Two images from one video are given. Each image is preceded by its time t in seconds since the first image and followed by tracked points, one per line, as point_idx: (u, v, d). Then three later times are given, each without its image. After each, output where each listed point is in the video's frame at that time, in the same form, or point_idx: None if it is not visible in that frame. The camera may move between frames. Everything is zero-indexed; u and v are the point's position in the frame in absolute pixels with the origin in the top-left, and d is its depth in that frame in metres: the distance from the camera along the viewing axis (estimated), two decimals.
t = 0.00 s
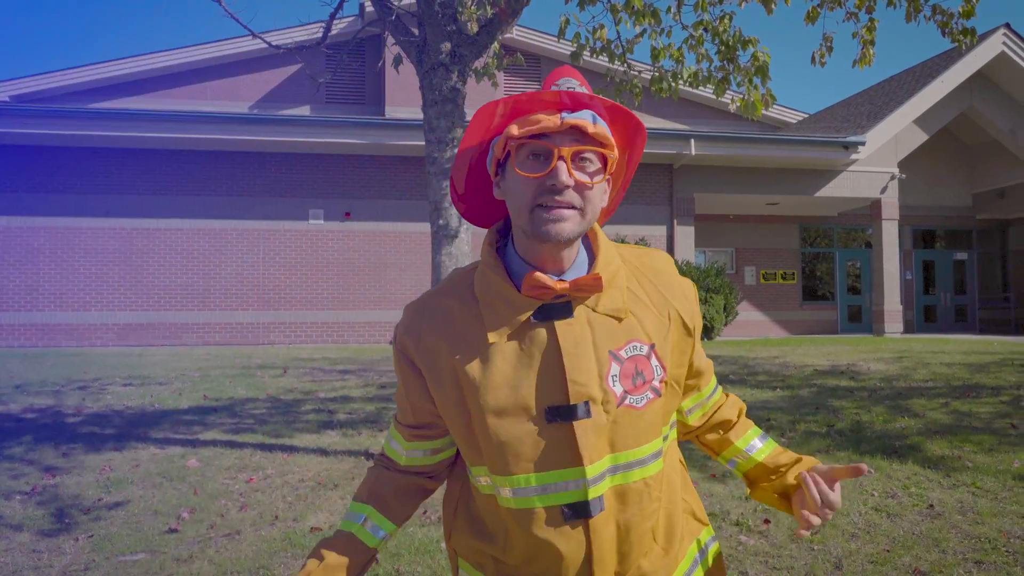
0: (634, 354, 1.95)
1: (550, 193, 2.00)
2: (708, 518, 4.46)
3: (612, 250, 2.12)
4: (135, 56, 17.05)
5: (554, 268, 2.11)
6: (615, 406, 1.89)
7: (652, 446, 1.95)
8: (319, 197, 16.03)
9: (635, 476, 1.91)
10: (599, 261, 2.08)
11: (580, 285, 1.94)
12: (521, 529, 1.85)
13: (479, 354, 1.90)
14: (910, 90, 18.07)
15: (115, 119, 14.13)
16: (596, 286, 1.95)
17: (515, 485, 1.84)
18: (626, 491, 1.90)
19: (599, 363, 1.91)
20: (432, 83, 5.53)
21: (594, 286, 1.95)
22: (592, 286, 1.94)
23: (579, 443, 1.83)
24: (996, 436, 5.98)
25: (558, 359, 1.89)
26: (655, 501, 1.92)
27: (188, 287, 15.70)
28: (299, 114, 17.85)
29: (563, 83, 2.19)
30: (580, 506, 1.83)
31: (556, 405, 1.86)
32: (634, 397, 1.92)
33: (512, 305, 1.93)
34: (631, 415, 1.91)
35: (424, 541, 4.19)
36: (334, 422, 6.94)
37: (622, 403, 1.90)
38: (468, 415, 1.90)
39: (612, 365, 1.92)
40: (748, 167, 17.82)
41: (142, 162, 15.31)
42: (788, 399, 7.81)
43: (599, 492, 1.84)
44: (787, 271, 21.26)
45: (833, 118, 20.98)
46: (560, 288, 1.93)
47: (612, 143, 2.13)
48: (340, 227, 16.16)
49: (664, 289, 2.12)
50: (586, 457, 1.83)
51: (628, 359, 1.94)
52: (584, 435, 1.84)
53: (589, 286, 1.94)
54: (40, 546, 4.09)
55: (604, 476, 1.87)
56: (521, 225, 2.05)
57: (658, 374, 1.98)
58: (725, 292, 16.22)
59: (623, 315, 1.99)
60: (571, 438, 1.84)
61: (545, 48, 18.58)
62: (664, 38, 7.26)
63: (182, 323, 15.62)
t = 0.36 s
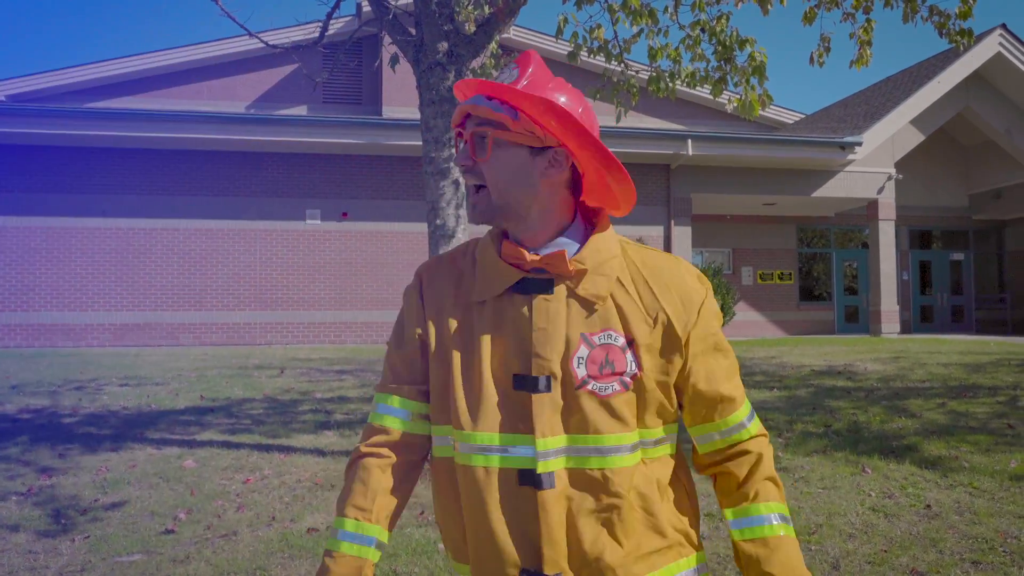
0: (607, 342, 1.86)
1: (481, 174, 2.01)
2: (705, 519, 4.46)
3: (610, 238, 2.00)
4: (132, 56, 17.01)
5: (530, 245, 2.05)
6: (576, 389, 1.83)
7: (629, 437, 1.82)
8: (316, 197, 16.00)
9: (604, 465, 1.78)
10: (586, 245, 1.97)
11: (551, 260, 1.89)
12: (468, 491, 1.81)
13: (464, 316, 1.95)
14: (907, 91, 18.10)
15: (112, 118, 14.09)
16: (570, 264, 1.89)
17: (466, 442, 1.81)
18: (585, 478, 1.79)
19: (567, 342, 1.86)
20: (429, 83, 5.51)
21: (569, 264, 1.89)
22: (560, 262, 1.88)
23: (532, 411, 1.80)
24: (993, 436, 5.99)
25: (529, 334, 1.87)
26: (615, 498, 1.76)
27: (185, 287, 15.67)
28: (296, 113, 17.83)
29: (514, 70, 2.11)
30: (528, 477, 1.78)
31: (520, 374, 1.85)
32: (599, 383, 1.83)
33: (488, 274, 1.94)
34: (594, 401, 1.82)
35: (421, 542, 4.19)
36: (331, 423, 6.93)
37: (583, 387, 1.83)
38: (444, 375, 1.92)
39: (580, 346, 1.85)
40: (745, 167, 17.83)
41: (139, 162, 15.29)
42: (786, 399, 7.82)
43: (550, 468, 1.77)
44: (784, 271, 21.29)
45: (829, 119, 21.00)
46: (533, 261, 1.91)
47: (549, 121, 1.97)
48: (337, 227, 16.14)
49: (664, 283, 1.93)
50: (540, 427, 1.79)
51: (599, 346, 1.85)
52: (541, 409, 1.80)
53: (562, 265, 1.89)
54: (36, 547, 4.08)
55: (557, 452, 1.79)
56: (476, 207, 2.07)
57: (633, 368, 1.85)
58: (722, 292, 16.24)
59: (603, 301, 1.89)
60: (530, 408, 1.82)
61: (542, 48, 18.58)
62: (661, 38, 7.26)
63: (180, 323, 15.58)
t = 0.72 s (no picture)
0: (607, 340, 1.59)
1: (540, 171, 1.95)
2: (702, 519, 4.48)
3: (660, 248, 1.68)
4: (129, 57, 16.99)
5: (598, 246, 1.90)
6: (566, 374, 1.62)
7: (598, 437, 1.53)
8: (313, 198, 16.00)
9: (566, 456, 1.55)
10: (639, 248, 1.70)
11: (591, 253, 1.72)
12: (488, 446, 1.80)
13: (535, 296, 1.91)
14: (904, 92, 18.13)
15: (109, 120, 14.09)
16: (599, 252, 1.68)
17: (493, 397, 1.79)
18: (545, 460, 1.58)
19: (576, 330, 1.66)
20: (427, 85, 5.51)
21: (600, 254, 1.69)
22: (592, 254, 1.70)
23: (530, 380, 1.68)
24: (989, 437, 6.01)
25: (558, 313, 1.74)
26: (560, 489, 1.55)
27: (183, 288, 15.66)
28: (294, 114, 17.84)
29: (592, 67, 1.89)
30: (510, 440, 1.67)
31: (542, 349, 1.72)
32: (585, 375, 1.59)
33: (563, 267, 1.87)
34: (575, 391, 1.58)
35: (418, 543, 4.20)
36: (329, 424, 6.93)
37: (572, 373, 1.61)
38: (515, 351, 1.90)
39: (585, 337, 1.63)
40: (742, 169, 17.85)
41: (137, 164, 15.29)
42: (782, 400, 7.84)
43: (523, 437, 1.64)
44: (781, 272, 21.31)
45: (827, 120, 21.02)
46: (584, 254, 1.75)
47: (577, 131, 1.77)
48: (335, 228, 16.14)
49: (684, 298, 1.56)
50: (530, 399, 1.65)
51: (599, 341, 1.60)
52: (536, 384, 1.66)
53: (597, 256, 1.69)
54: (34, 549, 4.08)
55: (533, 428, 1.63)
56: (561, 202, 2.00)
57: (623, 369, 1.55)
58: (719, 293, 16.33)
59: (624, 302, 1.62)
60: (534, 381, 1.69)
61: (540, 49, 18.60)
62: (658, 40, 7.27)
63: (177, 324, 15.57)
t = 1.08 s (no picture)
0: (628, 332, 1.79)
1: (603, 182, 2.00)
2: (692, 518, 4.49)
3: (681, 243, 1.89)
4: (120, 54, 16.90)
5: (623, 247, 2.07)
6: (591, 369, 1.81)
7: (619, 426, 1.72)
8: (305, 197, 15.96)
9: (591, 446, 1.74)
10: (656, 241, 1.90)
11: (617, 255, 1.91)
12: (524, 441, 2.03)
13: (555, 297, 2.12)
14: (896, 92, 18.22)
15: (100, 118, 14.01)
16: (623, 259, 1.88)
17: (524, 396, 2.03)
18: (569, 453, 1.79)
19: (598, 326, 1.86)
20: (420, 84, 5.52)
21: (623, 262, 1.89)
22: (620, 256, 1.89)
23: (553, 381, 1.89)
24: (979, 436, 6.05)
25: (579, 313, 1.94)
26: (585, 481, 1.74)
27: (175, 286, 15.60)
28: (287, 113, 17.80)
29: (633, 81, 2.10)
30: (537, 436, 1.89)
31: (565, 348, 1.91)
32: (608, 368, 1.77)
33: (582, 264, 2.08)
34: (597, 382, 1.78)
35: (410, 542, 4.20)
36: (321, 423, 6.93)
37: (596, 367, 1.80)
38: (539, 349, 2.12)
39: (607, 332, 1.83)
40: (735, 168, 17.90)
41: (128, 162, 15.22)
42: (774, 399, 7.86)
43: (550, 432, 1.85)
44: (774, 272, 21.38)
45: (819, 120, 21.12)
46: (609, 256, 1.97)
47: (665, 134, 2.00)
48: (327, 227, 16.11)
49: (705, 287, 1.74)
50: (557, 395, 1.86)
51: (621, 334, 1.80)
52: (560, 378, 1.87)
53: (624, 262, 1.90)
54: (25, 548, 4.06)
55: (560, 424, 1.83)
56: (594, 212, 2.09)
57: (644, 358, 1.73)
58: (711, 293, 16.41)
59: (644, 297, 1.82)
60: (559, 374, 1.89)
61: (533, 49, 18.61)
62: (650, 40, 7.29)
63: (168, 323, 15.52)
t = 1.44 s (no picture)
0: (596, 325, 1.86)
1: (575, 178, 2.04)
2: (692, 520, 4.49)
3: (632, 237, 2.01)
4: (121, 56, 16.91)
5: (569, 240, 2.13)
6: (559, 362, 1.85)
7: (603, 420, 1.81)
8: (305, 197, 15.97)
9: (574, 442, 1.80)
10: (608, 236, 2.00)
11: (574, 248, 1.94)
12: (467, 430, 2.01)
13: (491, 284, 2.07)
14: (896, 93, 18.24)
15: (102, 119, 14.03)
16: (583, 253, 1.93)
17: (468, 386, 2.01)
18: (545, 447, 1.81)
19: (560, 319, 1.89)
20: (420, 86, 5.53)
21: (581, 255, 1.94)
22: (581, 251, 1.93)
23: (514, 374, 1.89)
24: (979, 437, 6.05)
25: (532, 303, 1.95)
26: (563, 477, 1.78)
27: (175, 287, 15.61)
28: (288, 114, 17.80)
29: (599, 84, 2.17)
30: (498, 427, 1.89)
31: (521, 340, 1.93)
32: (580, 362, 1.83)
33: (524, 251, 2.07)
34: (569, 376, 1.83)
35: (410, 543, 4.20)
36: (322, 424, 6.93)
37: (565, 361, 1.85)
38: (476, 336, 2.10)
39: (571, 325, 1.87)
40: (735, 169, 17.90)
41: (130, 163, 15.25)
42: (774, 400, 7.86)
43: (514, 425, 1.85)
44: (775, 272, 21.39)
45: (819, 121, 21.12)
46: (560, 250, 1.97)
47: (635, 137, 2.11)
48: (328, 227, 16.14)
49: (672, 283, 1.88)
50: (520, 389, 1.87)
51: (588, 327, 1.86)
52: (522, 372, 1.88)
53: (581, 256, 1.94)
54: (26, 549, 4.07)
55: (528, 418, 1.85)
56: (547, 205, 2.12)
57: (617, 352, 1.83)
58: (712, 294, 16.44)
59: (605, 291, 1.90)
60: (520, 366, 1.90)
61: (534, 50, 18.64)
62: (650, 41, 7.30)
63: (170, 324, 15.53)
